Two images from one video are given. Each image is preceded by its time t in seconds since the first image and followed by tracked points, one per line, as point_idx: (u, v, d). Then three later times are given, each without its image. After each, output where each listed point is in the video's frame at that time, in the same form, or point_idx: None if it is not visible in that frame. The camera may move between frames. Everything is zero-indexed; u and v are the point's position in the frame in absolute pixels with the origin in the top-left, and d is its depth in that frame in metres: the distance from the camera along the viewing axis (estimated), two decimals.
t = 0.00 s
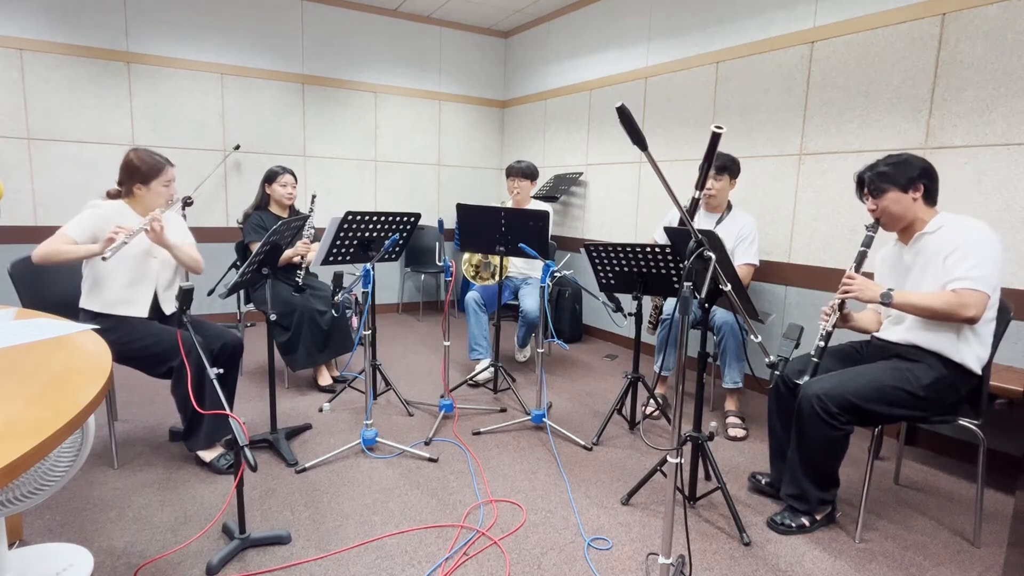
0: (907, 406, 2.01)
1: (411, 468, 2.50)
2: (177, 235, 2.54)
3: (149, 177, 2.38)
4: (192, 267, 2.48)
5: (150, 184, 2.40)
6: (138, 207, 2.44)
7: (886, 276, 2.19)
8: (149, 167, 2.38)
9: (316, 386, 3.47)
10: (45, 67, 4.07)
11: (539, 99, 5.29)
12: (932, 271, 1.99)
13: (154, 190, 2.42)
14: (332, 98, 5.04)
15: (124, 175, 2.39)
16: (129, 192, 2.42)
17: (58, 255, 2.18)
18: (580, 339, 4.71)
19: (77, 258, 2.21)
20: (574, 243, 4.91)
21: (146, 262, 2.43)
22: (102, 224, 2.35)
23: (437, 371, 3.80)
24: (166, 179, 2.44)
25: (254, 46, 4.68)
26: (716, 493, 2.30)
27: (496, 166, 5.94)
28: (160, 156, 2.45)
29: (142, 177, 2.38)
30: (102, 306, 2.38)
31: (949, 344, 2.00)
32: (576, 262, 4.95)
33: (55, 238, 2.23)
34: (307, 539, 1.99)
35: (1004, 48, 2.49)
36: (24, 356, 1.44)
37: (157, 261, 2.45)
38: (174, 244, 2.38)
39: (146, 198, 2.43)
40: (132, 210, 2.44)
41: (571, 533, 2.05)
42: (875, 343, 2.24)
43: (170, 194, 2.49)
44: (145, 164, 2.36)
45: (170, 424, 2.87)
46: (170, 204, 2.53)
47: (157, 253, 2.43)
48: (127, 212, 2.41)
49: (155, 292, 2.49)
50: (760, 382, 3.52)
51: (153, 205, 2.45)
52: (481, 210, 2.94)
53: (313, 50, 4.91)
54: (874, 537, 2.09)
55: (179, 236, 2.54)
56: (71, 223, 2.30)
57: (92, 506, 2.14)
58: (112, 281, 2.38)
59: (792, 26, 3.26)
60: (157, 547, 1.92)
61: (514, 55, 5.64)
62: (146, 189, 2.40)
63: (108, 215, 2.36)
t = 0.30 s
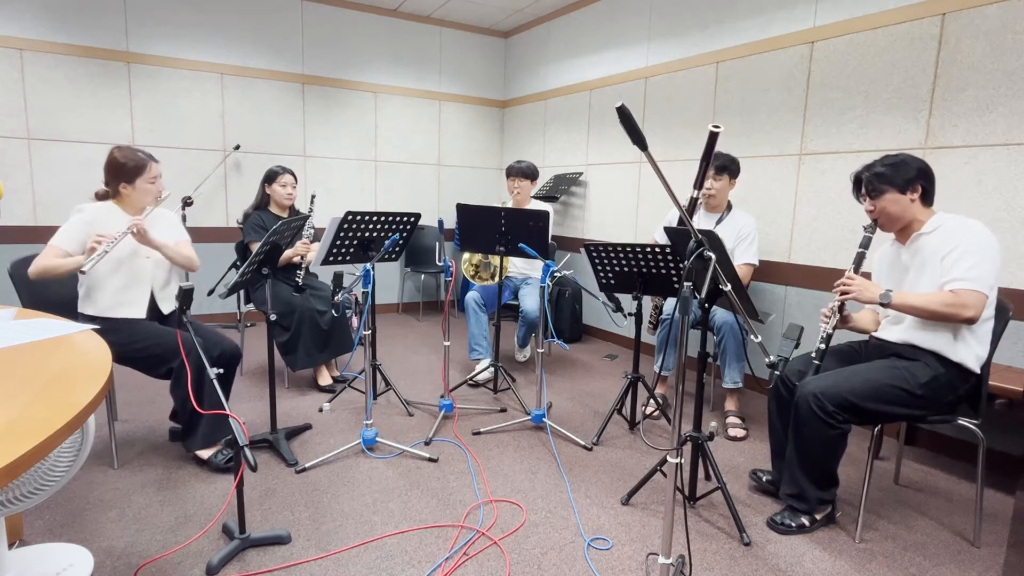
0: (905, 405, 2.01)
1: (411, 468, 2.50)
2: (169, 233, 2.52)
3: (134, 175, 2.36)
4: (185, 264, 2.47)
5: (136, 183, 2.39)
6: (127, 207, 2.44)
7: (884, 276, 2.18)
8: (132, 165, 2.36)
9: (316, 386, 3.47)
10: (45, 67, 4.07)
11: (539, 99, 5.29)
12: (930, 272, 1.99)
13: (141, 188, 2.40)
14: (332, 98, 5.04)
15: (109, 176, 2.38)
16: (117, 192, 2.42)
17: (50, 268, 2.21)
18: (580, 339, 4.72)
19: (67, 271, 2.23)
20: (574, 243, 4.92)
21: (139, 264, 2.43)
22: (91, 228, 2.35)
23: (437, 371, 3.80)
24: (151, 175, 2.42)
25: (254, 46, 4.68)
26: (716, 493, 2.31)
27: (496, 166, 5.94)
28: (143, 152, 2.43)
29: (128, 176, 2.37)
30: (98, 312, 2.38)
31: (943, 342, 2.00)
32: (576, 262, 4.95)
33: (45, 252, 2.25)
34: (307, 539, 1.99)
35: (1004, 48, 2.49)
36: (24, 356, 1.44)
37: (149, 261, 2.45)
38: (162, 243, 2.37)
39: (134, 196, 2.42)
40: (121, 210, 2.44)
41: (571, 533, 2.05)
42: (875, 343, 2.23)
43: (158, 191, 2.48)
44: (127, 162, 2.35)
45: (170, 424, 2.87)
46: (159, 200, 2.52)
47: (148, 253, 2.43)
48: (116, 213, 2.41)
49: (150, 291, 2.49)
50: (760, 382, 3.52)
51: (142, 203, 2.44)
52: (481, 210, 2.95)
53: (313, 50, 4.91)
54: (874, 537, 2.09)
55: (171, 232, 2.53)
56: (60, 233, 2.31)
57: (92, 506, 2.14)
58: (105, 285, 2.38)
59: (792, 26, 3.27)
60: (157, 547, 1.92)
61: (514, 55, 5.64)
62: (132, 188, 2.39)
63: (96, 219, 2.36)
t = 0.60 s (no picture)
0: (905, 405, 2.01)
1: (411, 468, 2.50)
2: (160, 233, 2.52)
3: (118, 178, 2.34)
4: (178, 265, 2.47)
5: (121, 185, 2.37)
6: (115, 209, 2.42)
7: (887, 276, 2.18)
8: (115, 168, 2.33)
9: (316, 386, 3.47)
10: (45, 67, 4.07)
11: (539, 99, 5.29)
12: (933, 272, 1.98)
13: (127, 190, 2.38)
14: (332, 98, 5.04)
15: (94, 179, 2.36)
16: (104, 194, 2.40)
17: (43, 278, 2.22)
18: (580, 339, 4.71)
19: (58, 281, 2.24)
20: (574, 243, 4.92)
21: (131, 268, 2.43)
22: (79, 234, 2.34)
23: (437, 371, 3.80)
24: (136, 176, 2.39)
25: (254, 46, 4.67)
26: (716, 493, 2.30)
27: (496, 166, 5.94)
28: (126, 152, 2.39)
29: (112, 180, 2.35)
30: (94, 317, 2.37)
31: (943, 343, 2.00)
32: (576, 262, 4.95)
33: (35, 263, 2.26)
34: (307, 539, 1.99)
35: (1005, 48, 2.49)
36: (23, 356, 1.44)
37: (142, 262, 2.44)
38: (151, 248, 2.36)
39: (120, 198, 2.40)
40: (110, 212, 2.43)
41: (571, 533, 2.05)
42: (875, 343, 2.23)
43: (145, 190, 2.45)
44: (109, 164, 2.31)
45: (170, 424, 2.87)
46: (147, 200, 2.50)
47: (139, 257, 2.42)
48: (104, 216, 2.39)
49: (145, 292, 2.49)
50: (760, 382, 3.52)
51: (130, 204, 2.43)
52: (481, 210, 2.94)
53: (313, 50, 4.91)
54: (874, 537, 2.09)
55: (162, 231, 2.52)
56: (48, 242, 2.31)
57: (93, 506, 2.14)
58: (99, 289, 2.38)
59: (792, 26, 3.26)
60: (157, 547, 1.92)
61: (514, 55, 5.64)
62: (118, 190, 2.37)
63: (85, 224, 2.35)
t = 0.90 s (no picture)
0: (905, 405, 2.01)
1: (411, 468, 2.50)
2: (153, 237, 2.50)
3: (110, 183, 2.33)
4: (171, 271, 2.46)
5: (113, 190, 2.35)
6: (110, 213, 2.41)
7: (891, 276, 2.18)
8: (107, 173, 2.32)
9: (316, 386, 3.47)
10: (45, 67, 4.07)
11: (539, 99, 5.29)
12: (939, 274, 1.98)
13: (120, 195, 2.37)
14: (332, 98, 5.04)
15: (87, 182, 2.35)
16: (98, 199, 2.39)
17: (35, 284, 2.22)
18: (580, 339, 4.71)
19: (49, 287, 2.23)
20: (575, 244, 4.92)
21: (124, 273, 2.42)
22: (72, 238, 2.33)
23: (437, 371, 3.80)
24: (129, 180, 2.37)
25: (254, 46, 4.67)
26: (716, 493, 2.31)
27: (496, 166, 5.94)
28: (120, 156, 2.37)
29: (105, 185, 2.33)
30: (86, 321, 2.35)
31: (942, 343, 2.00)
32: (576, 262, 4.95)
33: (27, 268, 2.26)
34: (307, 539, 1.99)
35: (1004, 48, 2.49)
36: (23, 356, 1.44)
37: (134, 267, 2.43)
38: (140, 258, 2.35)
39: (114, 202, 2.39)
40: (103, 216, 2.42)
41: (571, 533, 2.05)
42: (876, 343, 2.23)
43: (138, 195, 2.44)
44: (101, 169, 2.30)
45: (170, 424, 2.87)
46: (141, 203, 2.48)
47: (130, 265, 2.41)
48: (97, 220, 2.39)
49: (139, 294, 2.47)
50: (760, 382, 3.52)
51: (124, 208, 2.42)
52: (481, 210, 2.95)
53: (313, 50, 4.91)
54: (874, 537, 2.09)
55: (157, 236, 2.51)
56: (40, 247, 2.30)
57: (93, 506, 2.14)
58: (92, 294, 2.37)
59: (792, 26, 3.26)
60: (157, 547, 1.92)
61: (514, 55, 5.64)
62: (111, 195, 2.36)
63: (77, 229, 2.34)
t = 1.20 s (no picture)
0: (905, 406, 2.01)
1: (411, 468, 2.50)
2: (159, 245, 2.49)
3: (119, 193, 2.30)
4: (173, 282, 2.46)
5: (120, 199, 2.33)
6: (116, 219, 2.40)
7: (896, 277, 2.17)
8: (117, 184, 2.29)
9: (316, 386, 3.47)
10: (45, 67, 4.07)
11: (539, 99, 5.29)
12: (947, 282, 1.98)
13: (128, 205, 2.35)
14: (332, 98, 5.04)
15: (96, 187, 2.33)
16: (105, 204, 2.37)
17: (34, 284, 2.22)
18: (580, 339, 4.72)
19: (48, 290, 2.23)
20: (575, 244, 4.92)
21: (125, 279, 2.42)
22: (76, 240, 2.33)
23: (437, 371, 3.80)
24: (137, 191, 2.34)
25: (254, 46, 4.68)
26: (716, 493, 2.31)
27: (496, 166, 5.94)
28: (131, 165, 2.34)
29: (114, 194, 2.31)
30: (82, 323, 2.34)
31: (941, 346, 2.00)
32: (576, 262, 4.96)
33: (28, 267, 2.26)
34: (307, 539, 1.99)
35: (1004, 48, 2.49)
36: (23, 356, 1.44)
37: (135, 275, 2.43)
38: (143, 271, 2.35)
39: (120, 210, 2.37)
40: (109, 220, 2.41)
41: (571, 533, 2.05)
42: (878, 344, 2.22)
43: (146, 204, 2.42)
44: (112, 179, 2.28)
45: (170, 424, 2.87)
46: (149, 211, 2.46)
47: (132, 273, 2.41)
48: (102, 226, 2.38)
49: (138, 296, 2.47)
50: (760, 382, 3.52)
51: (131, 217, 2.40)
52: (481, 210, 2.94)
53: (313, 50, 4.91)
54: (874, 537, 2.09)
55: (161, 244, 2.50)
56: (43, 246, 2.30)
57: (93, 506, 2.14)
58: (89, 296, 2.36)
59: (792, 26, 3.27)
60: (157, 547, 1.92)
61: (514, 55, 5.64)
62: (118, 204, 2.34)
63: (82, 233, 2.33)
